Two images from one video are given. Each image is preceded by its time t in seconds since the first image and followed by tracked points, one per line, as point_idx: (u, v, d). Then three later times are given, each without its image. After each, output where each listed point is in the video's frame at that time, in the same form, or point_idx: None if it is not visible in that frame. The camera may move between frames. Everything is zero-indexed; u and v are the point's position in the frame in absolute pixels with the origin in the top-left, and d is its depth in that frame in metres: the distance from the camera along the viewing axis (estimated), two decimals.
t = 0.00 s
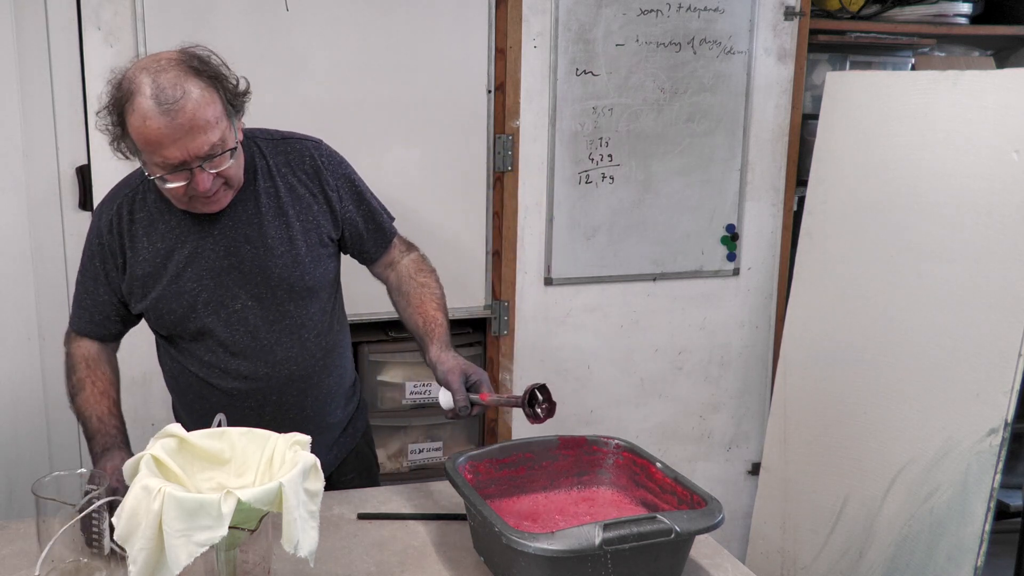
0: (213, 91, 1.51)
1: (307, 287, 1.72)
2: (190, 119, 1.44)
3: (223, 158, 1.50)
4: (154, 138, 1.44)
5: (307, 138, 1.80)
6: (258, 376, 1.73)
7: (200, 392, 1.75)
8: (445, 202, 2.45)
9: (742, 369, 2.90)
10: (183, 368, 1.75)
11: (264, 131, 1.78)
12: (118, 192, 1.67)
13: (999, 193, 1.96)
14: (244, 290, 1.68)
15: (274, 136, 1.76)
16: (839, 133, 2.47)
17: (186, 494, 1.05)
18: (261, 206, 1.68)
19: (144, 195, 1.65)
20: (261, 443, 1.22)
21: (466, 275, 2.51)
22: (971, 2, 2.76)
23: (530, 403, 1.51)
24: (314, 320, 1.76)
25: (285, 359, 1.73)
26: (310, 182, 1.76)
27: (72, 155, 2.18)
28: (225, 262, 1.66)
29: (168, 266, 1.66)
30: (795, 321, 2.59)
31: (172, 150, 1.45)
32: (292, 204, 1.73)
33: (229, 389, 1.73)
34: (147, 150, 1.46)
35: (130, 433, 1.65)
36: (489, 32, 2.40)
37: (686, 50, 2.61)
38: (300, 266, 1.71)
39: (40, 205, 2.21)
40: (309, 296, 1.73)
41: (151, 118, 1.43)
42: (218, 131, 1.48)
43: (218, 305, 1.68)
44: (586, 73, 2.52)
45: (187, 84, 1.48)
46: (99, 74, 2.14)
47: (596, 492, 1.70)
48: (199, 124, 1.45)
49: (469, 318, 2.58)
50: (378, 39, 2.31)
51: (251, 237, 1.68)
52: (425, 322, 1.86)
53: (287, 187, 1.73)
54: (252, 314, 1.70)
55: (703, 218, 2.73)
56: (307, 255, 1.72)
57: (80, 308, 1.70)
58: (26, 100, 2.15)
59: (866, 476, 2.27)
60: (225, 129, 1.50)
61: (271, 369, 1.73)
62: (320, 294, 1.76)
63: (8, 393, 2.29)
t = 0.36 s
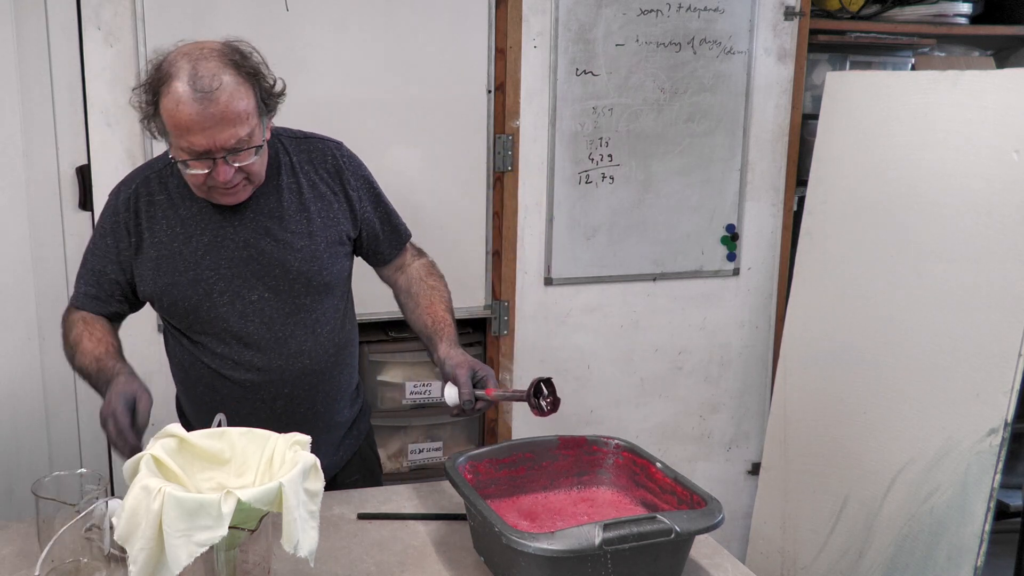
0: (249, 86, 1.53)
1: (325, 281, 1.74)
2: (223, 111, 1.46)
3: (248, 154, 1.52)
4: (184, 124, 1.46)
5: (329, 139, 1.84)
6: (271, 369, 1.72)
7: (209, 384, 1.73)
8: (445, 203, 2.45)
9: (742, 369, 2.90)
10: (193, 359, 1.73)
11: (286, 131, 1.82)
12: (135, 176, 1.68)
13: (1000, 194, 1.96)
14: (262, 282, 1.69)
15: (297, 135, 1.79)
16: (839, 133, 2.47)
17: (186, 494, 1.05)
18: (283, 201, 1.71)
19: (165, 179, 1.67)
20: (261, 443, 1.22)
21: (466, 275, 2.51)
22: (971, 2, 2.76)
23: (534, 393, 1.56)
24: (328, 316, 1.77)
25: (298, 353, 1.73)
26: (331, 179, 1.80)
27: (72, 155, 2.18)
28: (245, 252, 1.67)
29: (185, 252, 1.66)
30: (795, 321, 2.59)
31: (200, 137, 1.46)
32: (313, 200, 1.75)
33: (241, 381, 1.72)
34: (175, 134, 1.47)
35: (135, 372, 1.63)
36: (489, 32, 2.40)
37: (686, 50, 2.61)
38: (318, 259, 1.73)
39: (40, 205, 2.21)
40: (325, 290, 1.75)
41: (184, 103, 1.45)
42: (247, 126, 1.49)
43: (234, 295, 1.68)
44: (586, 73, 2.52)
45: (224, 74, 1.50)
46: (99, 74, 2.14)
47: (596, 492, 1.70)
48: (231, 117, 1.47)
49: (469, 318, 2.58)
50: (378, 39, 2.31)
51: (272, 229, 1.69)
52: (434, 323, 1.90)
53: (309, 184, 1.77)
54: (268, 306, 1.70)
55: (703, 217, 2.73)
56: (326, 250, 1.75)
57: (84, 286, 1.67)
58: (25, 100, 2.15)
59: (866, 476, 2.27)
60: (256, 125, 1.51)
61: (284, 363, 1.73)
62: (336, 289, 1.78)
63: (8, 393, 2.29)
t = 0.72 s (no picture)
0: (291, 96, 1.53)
1: (340, 282, 1.79)
2: (274, 119, 1.46)
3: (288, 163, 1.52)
4: (232, 131, 1.44)
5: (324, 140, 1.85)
6: (299, 370, 1.77)
7: (237, 393, 1.75)
8: (445, 202, 2.45)
9: (742, 369, 2.90)
10: (216, 371, 1.74)
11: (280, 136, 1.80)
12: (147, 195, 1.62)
13: (1000, 194, 1.96)
14: (286, 287, 1.72)
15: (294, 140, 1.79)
16: (839, 133, 2.47)
17: (186, 494, 1.05)
18: (299, 206, 1.72)
19: (178, 197, 1.62)
20: (261, 443, 1.21)
21: (466, 275, 2.51)
22: (971, 2, 2.76)
23: (533, 372, 1.62)
24: (340, 313, 1.83)
25: (322, 352, 1.79)
26: (333, 181, 1.81)
27: (72, 155, 2.18)
28: (270, 261, 1.69)
29: (212, 267, 1.65)
30: (795, 321, 2.59)
31: (248, 145, 1.45)
32: (323, 202, 1.77)
33: (271, 385, 1.75)
34: (219, 139, 1.46)
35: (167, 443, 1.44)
36: (489, 31, 2.40)
37: (686, 50, 2.61)
38: (335, 262, 1.77)
39: (40, 205, 2.21)
40: (341, 290, 1.80)
41: (235, 109, 1.44)
42: (291, 135, 1.50)
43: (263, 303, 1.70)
44: (586, 72, 2.52)
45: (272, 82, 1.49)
46: (99, 73, 2.13)
47: (596, 492, 1.70)
48: (280, 125, 1.47)
49: (469, 318, 2.58)
50: (378, 39, 2.31)
51: (294, 236, 1.71)
52: (428, 316, 1.92)
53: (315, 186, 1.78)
54: (294, 311, 1.74)
55: (703, 218, 2.73)
56: (340, 251, 1.79)
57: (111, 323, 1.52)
58: (25, 100, 2.15)
59: (866, 476, 2.27)
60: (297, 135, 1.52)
61: (311, 361, 1.78)
62: (347, 288, 1.83)
63: (8, 393, 2.29)
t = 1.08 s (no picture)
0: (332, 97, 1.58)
1: (354, 286, 1.82)
2: (319, 119, 1.51)
3: (324, 163, 1.57)
4: (279, 127, 1.49)
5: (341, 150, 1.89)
6: (311, 370, 1.79)
7: (246, 392, 1.75)
8: (445, 202, 2.45)
9: (742, 369, 2.90)
10: (226, 368, 1.73)
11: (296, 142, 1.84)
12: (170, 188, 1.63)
13: (1000, 194, 1.96)
14: (303, 288, 1.74)
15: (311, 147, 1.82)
16: (839, 133, 2.47)
17: (259, 476, 1.12)
18: (319, 211, 1.76)
19: (202, 192, 1.63)
20: (336, 432, 1.29)
21: (466, 275, 2.51)
22: (971, 2, 2.76)
23: (541, 371, 1.63)
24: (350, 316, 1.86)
25: (333, 353, 1.81)
26: (350, 188, 1.85)
27: (71, 155, 2.19)
28: (289, 261, 1.71)
29: (232, 263, 1.66)
30: (795, 321, 2.59)
31: (291, 142, 1.50)
32: (340, 209, 1.81)
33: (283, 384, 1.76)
34: (263, 134, 1.50)
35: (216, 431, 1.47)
36: (489, 32, 2.40)
37: (686, 50, 2.61)
38: (351, 266, 1.81)
39: (40, 205, 2.21)
40: (354, 294, 1.84)
41: (285, 107, 1.48)
42: (331, 137, 1.55)
43: (280, 301, 1.71)
44: (586, 73, 2.52)
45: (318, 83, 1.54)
46: (99, 73, 2.13)
47: (596, 492, 1.70)
48: (323, 126, 1.52)
49: (469, 318, 2.58)
50: (378, 39, 2.31)
51: (312, 238, 1.74)
52: (436, 319, 1.95)
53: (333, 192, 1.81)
54: (310, 311, 1.76)
55: (703, 217, 2.73)
56: (354, 256, 1.83)
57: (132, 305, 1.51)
58: (25, 100, 2.15)
59: (867, 476, 2.27)
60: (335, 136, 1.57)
61: (323, 363, 1.80)
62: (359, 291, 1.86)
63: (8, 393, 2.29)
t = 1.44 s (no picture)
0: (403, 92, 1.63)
1: (402, 289, 1.84)
2: (392, 113, 1.56)
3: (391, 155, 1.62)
4: (354, 118, 1.54)
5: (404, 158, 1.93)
6: (352, 366, 1.80)
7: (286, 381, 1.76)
8: (445, 202, 2.45)
9: (742, 369, 2.90)
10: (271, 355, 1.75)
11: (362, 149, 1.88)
12: (245, 163, 1.68)
13: (999, 193, 1.96)
14: (354, 284, 1.76)
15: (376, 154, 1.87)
16: (839, 133, 2.47)
17: (281, 461, 1.17)
18: (377, 213, 1.79)
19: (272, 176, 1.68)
20: (404, 440, 1.29)
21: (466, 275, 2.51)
22: (971, 2, 2.76)
23: (552, 385, 1.60)
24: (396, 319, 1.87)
25: (375, 353, 1.82)
26: (408, 195, 1.88)
27: (72, 156, 2.18)
28: (344, 255, 1.74)
29: (290, 248, 1.69)
30: (795, 321, 2.59)
31: (364, 133, 1.55)
32: (398, 214, 1.84)
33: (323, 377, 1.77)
34: (337, 124, 1.55)
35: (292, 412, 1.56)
36: (489, 31, 2.40)
37: (686, 50, 2.61)
38: (402, 269, 1.83)
39: (40, 205, 2.21)
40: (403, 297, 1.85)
41: (359, 99, 1.53)
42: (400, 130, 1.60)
43: (330, 294, 1.73)
44: (586, 73, 2.52)
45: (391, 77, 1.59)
46: (99, 73, 2.13)
47: (596, 492, 1.70)
48: (394, 119, 1.57)
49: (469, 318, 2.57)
50: (377, 39, 2.30)
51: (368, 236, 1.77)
52: (473, 329, 1.93)
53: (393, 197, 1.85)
54: (357, 308, 1.77)
55: (704, 217, 2.73)
56: (407, 260, 1.85)
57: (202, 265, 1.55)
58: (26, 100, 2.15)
59: (867, 476, 2.27)
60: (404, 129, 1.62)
61: (365, 362, 1.81)
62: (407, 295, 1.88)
63: (8, 393, 2.30)
